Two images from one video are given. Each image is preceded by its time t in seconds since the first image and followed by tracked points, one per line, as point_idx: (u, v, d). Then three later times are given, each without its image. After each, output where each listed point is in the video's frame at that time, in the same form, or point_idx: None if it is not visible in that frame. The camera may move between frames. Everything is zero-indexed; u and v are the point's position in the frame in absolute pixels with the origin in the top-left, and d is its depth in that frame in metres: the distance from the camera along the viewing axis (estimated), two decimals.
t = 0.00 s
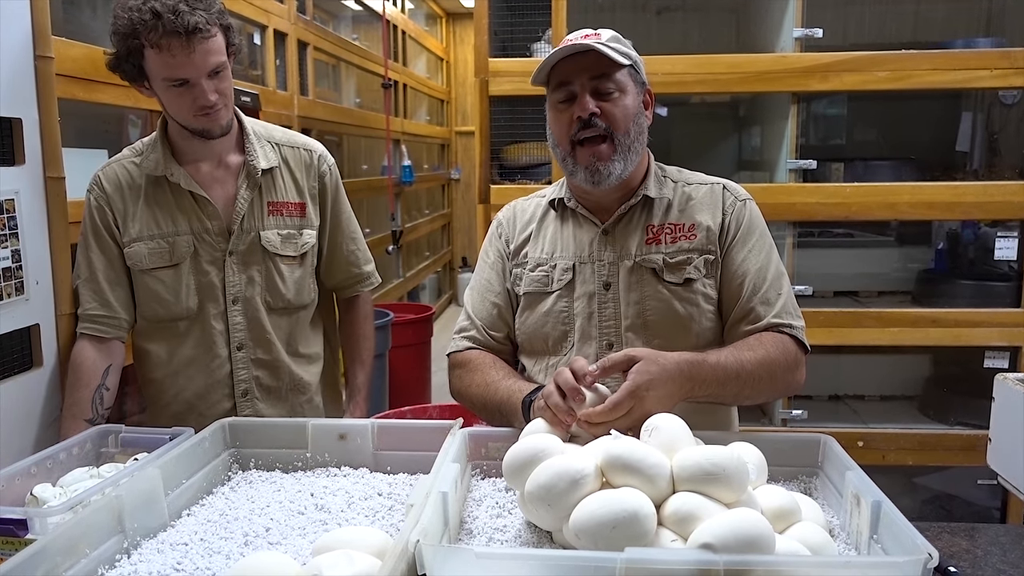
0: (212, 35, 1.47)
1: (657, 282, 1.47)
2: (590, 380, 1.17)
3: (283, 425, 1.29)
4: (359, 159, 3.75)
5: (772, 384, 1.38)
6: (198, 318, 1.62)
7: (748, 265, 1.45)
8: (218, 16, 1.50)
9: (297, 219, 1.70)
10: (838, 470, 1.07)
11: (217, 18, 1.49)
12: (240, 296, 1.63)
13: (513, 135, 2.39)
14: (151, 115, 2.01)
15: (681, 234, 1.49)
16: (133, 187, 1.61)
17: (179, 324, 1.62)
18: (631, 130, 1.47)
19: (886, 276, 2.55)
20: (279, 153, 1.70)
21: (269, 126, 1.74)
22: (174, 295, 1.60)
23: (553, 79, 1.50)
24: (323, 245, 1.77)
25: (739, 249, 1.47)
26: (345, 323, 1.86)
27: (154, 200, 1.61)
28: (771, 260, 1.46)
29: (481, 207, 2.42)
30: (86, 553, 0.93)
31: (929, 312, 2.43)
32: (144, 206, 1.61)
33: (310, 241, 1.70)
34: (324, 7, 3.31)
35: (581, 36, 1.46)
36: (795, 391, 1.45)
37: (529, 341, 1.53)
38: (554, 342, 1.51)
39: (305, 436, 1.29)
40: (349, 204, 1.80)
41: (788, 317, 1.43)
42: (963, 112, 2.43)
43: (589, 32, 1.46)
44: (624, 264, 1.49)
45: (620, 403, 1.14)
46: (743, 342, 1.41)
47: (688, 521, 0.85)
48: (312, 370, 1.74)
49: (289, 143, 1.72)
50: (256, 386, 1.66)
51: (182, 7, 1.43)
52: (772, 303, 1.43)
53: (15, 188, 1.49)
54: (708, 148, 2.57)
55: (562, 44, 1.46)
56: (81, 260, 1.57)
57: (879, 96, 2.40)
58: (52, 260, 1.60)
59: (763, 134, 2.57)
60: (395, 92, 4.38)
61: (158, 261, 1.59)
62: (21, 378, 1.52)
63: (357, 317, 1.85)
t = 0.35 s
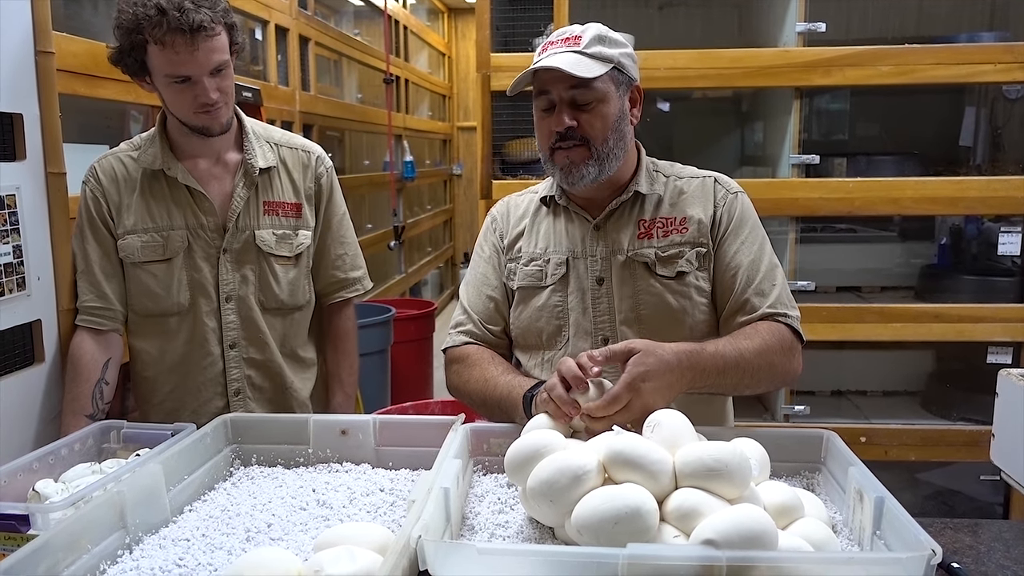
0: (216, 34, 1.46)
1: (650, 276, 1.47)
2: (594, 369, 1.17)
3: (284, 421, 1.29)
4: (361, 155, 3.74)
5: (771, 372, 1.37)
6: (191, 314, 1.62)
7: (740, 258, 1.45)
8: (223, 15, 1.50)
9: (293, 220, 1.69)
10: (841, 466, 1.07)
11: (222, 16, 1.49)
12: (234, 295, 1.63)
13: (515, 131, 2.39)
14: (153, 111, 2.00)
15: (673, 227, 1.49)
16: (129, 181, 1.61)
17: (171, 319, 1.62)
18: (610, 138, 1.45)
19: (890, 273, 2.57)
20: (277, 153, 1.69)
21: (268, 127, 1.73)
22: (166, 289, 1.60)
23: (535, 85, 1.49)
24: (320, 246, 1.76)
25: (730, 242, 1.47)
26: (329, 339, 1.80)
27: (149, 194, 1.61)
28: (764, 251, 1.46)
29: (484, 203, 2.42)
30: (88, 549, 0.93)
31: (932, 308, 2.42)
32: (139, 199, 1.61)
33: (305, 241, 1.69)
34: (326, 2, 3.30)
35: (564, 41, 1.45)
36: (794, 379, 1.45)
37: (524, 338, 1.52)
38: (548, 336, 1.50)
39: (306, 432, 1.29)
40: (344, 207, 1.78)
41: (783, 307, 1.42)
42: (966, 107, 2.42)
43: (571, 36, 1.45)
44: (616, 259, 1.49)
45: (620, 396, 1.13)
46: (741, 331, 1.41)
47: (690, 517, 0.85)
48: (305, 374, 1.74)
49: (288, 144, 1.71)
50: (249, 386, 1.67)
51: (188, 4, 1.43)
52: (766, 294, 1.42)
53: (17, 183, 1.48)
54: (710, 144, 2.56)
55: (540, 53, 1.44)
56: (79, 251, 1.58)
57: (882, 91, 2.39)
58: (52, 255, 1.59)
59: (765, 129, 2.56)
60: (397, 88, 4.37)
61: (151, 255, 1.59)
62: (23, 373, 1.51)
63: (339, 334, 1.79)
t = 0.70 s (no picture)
0: (212, 34, 1.46)
1: (652, 271, 1.47)
2: (594, 364, 1.15)
3: (287, 417, 1.29)
4: (364, 150, 3.74)
5: (769, 372, 1.38)
6: (190, 310, 1.63)
7: (741, 254, 1.45)
8: (220, 12, 1.49)
9: (292, 216, 1.69)
10: (844, 462, 1.07)
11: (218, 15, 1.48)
12: (232, 292, 1.64)
13: (518, 126, 2.38)
14: (155, 106, 2.01)
15: (675, 222, 1.48)
16: (129, 177, 1.61)
17: (170, 316, 1.63)
18: (636, 110, 1.49)
19: (893, 270, 2.56)
20: (276, 149, 1.69)
21: (268, 122, 1.73)
22: (164, 286, 1.61)
23: (557, 59, 1.49)
24: (320, 243, 1.75)
25: (731, 238, 1.47)
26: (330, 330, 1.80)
27: (148, 192, 1.62)
28: (765, 248, 1.46)
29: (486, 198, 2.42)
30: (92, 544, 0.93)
31: (936, 304, 2.41)
32: (139, 196, 1.61)
33: (305, 238, 1.69)
34: None
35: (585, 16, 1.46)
36: (792, 376, 1.45)
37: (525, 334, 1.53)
38: (551, 332, 1.50)
39: (310, 427, 1.29)
40: (344, 202, 1.77)
41: (783, 304, 1.42)
42: (970, 103, 2.41)
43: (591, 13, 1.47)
44: (619, 253, 1.49)
45: (619, 403, 1.12)
46: (740, 330, 1.41)
47: (693, 513, 0.85)
48: (304, 372, 1.74)
49: (288, 139, 1.71)
50: (249, 382, 1.68)
51: (182, 5, 1.43)
52: (766, 291, 1.42)
53: (20, 178, 1.46)
54: (713, 140, 2.55)
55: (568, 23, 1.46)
56: (80, 247, 1.59)
57: (886, 86, 2.39)
58: (56, 249, 1.57)
59: (768, 125, 2.55)
60: (400, 84, 4.36)
61: (150, 252, 1.60)
62: (27, 369, 1.51)
63: (342, 328, 1.79)
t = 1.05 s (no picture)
0: (196, 43, 1.44)
1: (658, 270, 1.47)
2: (594, 356, 1.18)
3: (289, 414, 1.30)
4: (367, 147, 3.75)
5: (773, 370, 1.37)
6: (192, 307, 1.63)
7: (748, 254, 1.45)
8: (210, 17, 1.47)
9: (293, 212, 1.69)
10: (845, 459, 1.07)
11: (206, 21, 1.46)
12: (234, 289, 1.64)
13: (520, 124, 2.39)
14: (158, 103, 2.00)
15: (683, 221, 1.48)
16: (131, 175, 1.62)
17: (172, 313, 1.63)
18: (644, 114, 1.48)
19: (896, 267, 2.56)
20: (277, 146, 1.69)
21: (269, 118, 1.73)
22: (166, 283, 1.61)
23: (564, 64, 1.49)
24: (320, 239, 1.76)
25: (739, 237, 1.46)
26: (330, 327, 1.81)
27: (150, 189, 1.62)
28: (773, 248, 1.45)
29: (489, 196, 2.42)
30: (95, 539, 0.94)
31: (938, 302, 2.41)
32: (141, 194, 1.62)
33: (306, 234, 1.69)
34: None
35: (590, 21, 1.46)
36: (796, 378, 1.44)
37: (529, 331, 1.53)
38: (556, 330, 1.51)
39: (312, 423, 1.29)
40: (345, 197, 1.78)
41: (789, 305, 1.42)
42: (973, 100, 2.41)
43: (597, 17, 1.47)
44: (625, 251, 1.49)
45: (613, 398, 1.12)
46: (743, 329, 1.40)
47: (693, 510, 0.85)
48: (307, 368, 1.75)
49: (288, 136, 1.71)
50: (252, 379, 1.68)
51: (164, 16, 1.40)
52: (772, 292, 1.42)
53: (23, 175, 1.46)
54: (716, 137, 2.55)
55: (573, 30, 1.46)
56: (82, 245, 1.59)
57: (889, 84, 2.38)
58: (58, 246, 1.57)
59: (771, 122, 2.55)
60: (402, 81, 4.36)
61: (153, 249, 1.60)
62: (30, 365, 1.51)
63: (342, 324, 1.79)
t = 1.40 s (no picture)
0: (169, 58, 1.43)
1: (652, 263, 1.48)
2: (590, 353, 1.18)
3: (294, 413, 1.30)
4: (368, 147, 3.75)
5: (770, 353, 1.36)
6: (194, 310, 1.64)
7: (740, 240, 1.44)
8: (184, 34, 1.44)
9: (295, 215, 1.70)
10: (846, 459, 1.07)
11: (179, 37, 1.43)
12: (235, 291, 1.65)
13: (521, 123, 2.39)
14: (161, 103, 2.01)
15: (673, 213, 1.49)
16: (138, 180, 1.63)
17: (176, 315, 1.64)
18: (625, 110, 1.50)
19: (897, 266, 2.56)
20: (279, 149, 1.70)
21: (272, 121, 1.74)
22: (170, 285, 1.62)
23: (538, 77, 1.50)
24: (324, 241, 1.76)
25: (730, 225, 1.46)
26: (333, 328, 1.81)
27: (154, 193, 1.63)
28: (764, 231, 1.44)
29: (490, 195, 2.43)
30: (100, 538, 0.94)
31: (940, 301, 2.41)
32: (144, 197, 1.63)
33: (308, 237, 1.69)
34: None
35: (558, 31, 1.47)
36: (798, 358, 1.44)
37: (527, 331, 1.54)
38: (554, 329, 1.51)
39: (314, 423, 1.30)
40: (349, 198, 1.78)
41: (784, 287, 1.41)
42: (975, 99, 2.41)
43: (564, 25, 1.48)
44: (619, 246, 1.50)
45: (607, 397, 1.12)
46: (738, 316, 1.39)
47: (695, 509, 0.86)
48: (309, 369, 1.75)
49: (292, 139, 1.72)
50: (249, 381, 1.68)
51: (130, 36, 1.39)
52: (766, 275, 1.41)
53: (27, 175, 1.47)
54: (717, 136, 2.55)
55: (542, 41, 1.47)
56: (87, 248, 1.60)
57: (891, 83, 2.38)
58: (62, 246, 1.58)
59: (773, 121, 2.55)
60: (404, 80, 4.36)
61: (156, 252, 1.61)
62: (34, 365, 1.52)
63: (344, 326, 1.79)
